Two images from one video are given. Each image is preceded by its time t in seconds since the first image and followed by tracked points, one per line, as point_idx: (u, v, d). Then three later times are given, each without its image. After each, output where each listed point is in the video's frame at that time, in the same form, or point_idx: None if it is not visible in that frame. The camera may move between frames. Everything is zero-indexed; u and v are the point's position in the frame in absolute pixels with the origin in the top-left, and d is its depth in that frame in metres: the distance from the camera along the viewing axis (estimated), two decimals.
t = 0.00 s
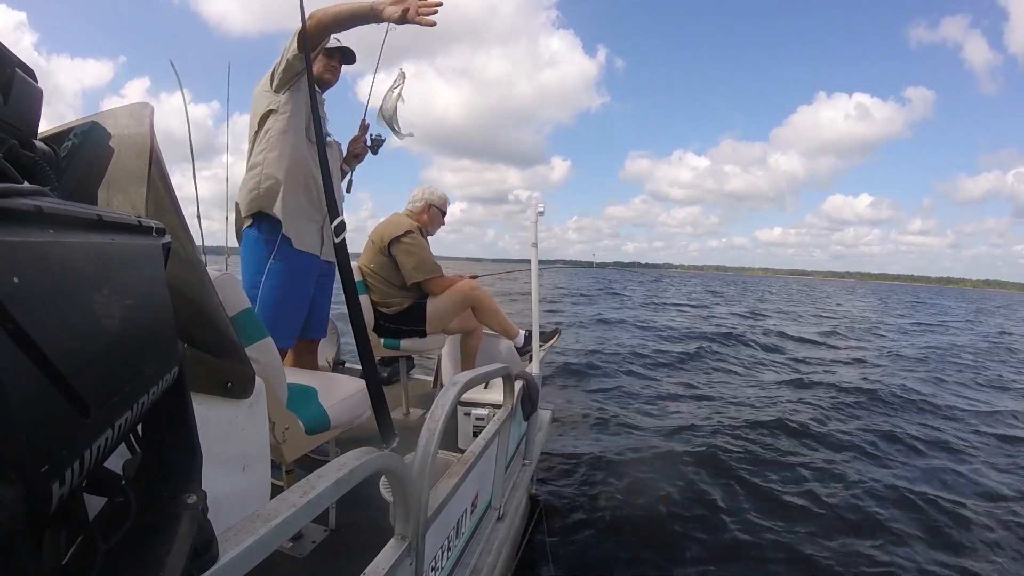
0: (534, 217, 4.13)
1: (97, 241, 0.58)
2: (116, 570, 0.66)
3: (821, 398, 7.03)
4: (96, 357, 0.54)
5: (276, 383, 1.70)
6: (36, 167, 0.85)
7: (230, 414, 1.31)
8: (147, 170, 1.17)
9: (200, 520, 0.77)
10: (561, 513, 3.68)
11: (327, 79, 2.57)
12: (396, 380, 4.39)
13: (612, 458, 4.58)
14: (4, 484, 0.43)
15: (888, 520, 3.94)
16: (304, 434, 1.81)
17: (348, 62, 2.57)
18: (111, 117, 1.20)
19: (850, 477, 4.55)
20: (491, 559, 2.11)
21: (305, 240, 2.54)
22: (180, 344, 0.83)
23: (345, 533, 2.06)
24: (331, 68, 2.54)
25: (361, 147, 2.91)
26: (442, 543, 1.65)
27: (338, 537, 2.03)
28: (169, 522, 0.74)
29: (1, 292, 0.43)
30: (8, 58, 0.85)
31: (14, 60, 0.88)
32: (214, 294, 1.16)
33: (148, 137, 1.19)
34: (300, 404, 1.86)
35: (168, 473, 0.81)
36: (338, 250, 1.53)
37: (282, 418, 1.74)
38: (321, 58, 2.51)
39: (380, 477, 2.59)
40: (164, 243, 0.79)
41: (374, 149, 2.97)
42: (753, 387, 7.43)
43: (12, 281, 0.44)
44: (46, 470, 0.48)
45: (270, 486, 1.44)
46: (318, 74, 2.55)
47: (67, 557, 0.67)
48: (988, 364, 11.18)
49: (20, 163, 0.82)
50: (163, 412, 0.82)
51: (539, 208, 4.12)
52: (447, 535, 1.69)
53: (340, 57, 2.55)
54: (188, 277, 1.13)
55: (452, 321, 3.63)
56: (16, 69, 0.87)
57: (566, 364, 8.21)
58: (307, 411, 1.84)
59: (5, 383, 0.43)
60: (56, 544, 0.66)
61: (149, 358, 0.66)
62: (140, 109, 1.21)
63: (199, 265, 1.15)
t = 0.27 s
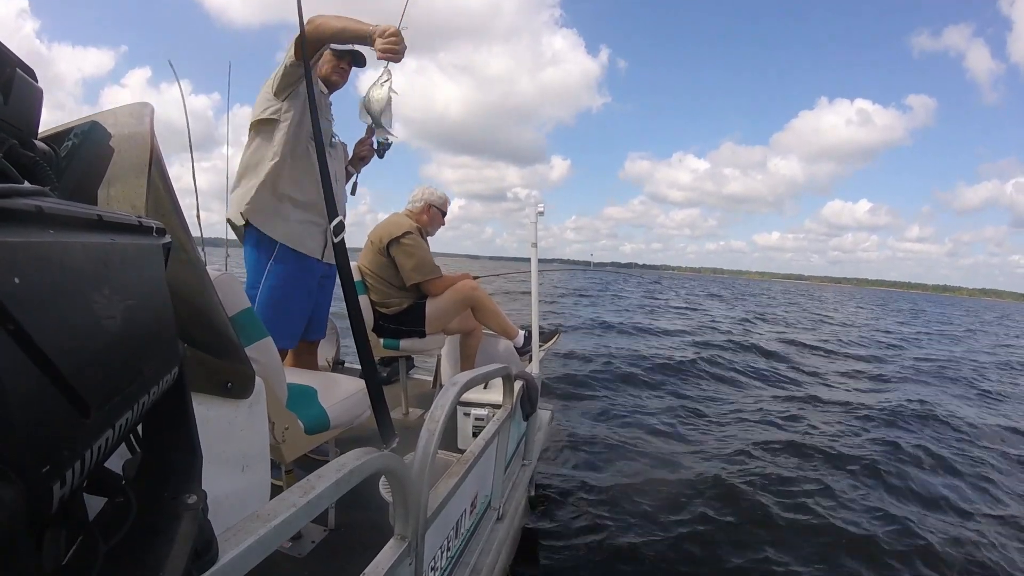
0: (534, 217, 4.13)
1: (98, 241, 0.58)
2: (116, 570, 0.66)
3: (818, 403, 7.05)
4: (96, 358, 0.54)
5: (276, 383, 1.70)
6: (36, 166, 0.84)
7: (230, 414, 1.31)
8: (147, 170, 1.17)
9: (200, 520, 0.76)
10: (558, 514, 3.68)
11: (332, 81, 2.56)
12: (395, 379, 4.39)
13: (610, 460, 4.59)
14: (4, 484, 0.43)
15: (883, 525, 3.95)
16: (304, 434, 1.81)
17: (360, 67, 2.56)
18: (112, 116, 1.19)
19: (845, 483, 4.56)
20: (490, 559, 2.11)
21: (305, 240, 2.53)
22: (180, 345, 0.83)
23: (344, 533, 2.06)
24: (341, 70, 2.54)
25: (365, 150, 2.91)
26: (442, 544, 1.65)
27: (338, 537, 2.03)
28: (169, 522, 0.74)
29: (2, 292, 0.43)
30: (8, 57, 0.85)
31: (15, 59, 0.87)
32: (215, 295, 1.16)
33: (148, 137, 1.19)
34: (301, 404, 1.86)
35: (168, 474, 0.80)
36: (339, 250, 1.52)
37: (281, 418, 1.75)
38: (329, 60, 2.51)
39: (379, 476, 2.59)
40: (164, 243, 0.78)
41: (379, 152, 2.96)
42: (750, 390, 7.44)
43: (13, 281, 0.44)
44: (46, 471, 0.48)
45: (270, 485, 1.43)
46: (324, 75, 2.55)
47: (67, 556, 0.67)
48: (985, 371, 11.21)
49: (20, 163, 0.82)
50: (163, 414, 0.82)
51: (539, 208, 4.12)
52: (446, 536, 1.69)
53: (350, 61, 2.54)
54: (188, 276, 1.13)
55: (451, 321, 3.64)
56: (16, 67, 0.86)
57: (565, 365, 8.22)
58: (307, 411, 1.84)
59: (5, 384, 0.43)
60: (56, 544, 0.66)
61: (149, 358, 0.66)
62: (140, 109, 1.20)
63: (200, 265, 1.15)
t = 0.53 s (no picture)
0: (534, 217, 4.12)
1: (98, 241, 0.58)
2: (115, 571, 0.66)
3: (817, 404, 7.05)
4: (96, 357, 0.54)
5: (276, 383, 1.69)
6: (36, 166, 0.84)
7: (230, 414, 1.31)
8: (147, 169, 1.17)
9: (200, 521, 0.76)
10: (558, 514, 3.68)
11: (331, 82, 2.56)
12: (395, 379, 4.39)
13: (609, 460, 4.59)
14: (4, 484, 0.43)
15: (881, 526, 3.95)
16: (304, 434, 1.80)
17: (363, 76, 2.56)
18: (111, 116, 1.19)
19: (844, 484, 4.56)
20: (490, 559, 2.11)
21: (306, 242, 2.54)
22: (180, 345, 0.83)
23: (344, 533, 2.06)
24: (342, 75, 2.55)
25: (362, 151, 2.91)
26: (442, 544, 1.65)
27: (338, 537, 2.03)
28: (168, 522, 0.74)
29: (2, 292, 0.43)
30: (7, 56, 0.84)
31: (15, 59, 0.87)
32: (215, 295, 1.16)
33: (148, 136, 1.18)
34: (301, 404, 1.86)
35: (168, 473, 0.80)
36: (339, 250, 1.52)
37: (282, 418, 1.74)
38: (332, 61, 2.50)
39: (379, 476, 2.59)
40: (164, 243, 0.78)
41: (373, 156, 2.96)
42: (750, 391, 7.44)
43: (12, 281, 0.44)
44: (46, 471, 0.47)
45: (270, 485, 1.43)
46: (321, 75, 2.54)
47: (67, 557, 0.67)
48: (984, 372, 11.22)
49: (20, 162, 0.81)
50: (162, 414, 0.82)
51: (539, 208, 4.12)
52: (446, 536, 1.69)
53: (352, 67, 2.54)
54: (188, 276, 1.13)
55: (451, 321, 3.64)
56: (16, 67, 0.86)
57: (564, 365, 8.22)
58: (307, 411, 1.84)
59: (6, 385, 0.43)
60: (56, 545, 0.66)
61: (149, 358, 0.66)
62: (140, 108, 1.20)
63: (199, 265, 1.15)
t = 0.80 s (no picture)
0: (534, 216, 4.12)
1: (97, 241, 0.58)
2: (115, 571, 0.66)
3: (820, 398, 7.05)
4: (96, 357, 0.54)
5: (276, 383, 1.69)
6: (36, 166, 0.84)
7: (230, 414, 1.31)
8: (147, 170, 1.17)
9: (200, 520, 0.76)
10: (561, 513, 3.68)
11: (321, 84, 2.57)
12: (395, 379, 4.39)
13: (612, 457, 4.58)
14: (4, 484, 0.43)
15: (885, 518, 3.94)
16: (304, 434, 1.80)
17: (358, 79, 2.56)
18: (111, 116, 1.19)
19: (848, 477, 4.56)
20: (492, 558, 2.10)
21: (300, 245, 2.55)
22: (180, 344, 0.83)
23: (344, 533, 2.06)
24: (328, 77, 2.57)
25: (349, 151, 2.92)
26: (442, 543, 1.65)
27: (338, 537, 2.03)
28: (168, 522, 0.74)
29: (2, 291, 0.43)
30: (7, 57, 0.84)
31: (15, 60, 0.87)
32: (215, 296, 1.16)
33: (148, 136, 1.19)
34: (301, 404, 1.86)
35: (168, 473, 0.80)
36: (339, 250, 1.52)
37: (282, 418, 1.74)
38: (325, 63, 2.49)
39: (380, 476, 2.59)
40: (164, 242, 0.78)
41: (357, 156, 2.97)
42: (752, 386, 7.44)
43: (11, 280, 0.44)
44: (45, 471, 0.48)
45: (270, 486, 1.43)
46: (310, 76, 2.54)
47: (67, 557, 0.67)
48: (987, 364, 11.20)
49: (20, 162, 0.82)
50: (162, 412, 0.82)
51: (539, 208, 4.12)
52: (447, 535, 1.68)
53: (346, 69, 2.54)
54: (188, 277, 1.13)
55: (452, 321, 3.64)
56: (16, 68, 0.86)
57: (566, 363, 8.22)
58: (307, 411, 1.84)
59: (6, 385, 0.43)
60: (55, 545, 0.66)
61: (149, 358, 0.66)
62: (140, 109, 1.20)
63: (199, 265, 1.15)
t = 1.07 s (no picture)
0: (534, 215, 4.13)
1: (97, 241, 0.58)
2: (115, 570, 0.66)
3: (821, 392, 7.05)
4: (96, 357, 0.54)
5: (276, 383, 1.69)
6: (36, 166, 0.84)
7: (230, 414, 1.31)
8: (147, 169, 1.17)
9: (200, 520, 0.76)
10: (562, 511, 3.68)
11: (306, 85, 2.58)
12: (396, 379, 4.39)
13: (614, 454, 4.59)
14: (4, 484, 0.43)
15: (888, 511, 3.95)
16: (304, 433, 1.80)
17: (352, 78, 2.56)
18: (110, 116, 1.19)
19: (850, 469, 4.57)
20: (492, 557, 2.11)
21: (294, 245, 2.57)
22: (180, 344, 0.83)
23: (345, 533, 2.06)
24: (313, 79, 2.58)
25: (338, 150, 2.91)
26: (442, 543, 1.65)
27: (338, 537, 2.03)
28: (168, 522, 0.74)
29: (1, 292, 0.43)
30: (6, 58, 0.84)
31: (14, 60, 0.87)
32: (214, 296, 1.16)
33: (148, 136, 1.19)
34: (301, 404, 1.86)
35: (167, 473, 0.80)
36: (339, 249, 1.52)
37: (282, 418, 1.74)
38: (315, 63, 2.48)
39: (381, 477, 2.59)
40: (164, 242, 0.78)
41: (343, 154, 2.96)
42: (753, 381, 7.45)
43: (10, 280, 0.44)
44: (44, 470, 0.47)
45: (270, 486, 1.43)
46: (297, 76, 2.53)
47: (67, 557, 0.67)
48: (988, 356, 11.21)
49: (20, 162, 0.82)
50: (162, 412, 0.82)
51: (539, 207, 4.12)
52: (447, 535, 1.68)
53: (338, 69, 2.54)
54: (186, 278, 1.13)
55: (452, 320, 3.64)
56: (16, 68, 0.86)
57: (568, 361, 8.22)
58: (307, 410, 1.84)
59: (6, 384, 0.43)
60: (54, 544, 0.66)
61: (148, 358, 0.66)
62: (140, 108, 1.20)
63: (199, 265, 1.15)
